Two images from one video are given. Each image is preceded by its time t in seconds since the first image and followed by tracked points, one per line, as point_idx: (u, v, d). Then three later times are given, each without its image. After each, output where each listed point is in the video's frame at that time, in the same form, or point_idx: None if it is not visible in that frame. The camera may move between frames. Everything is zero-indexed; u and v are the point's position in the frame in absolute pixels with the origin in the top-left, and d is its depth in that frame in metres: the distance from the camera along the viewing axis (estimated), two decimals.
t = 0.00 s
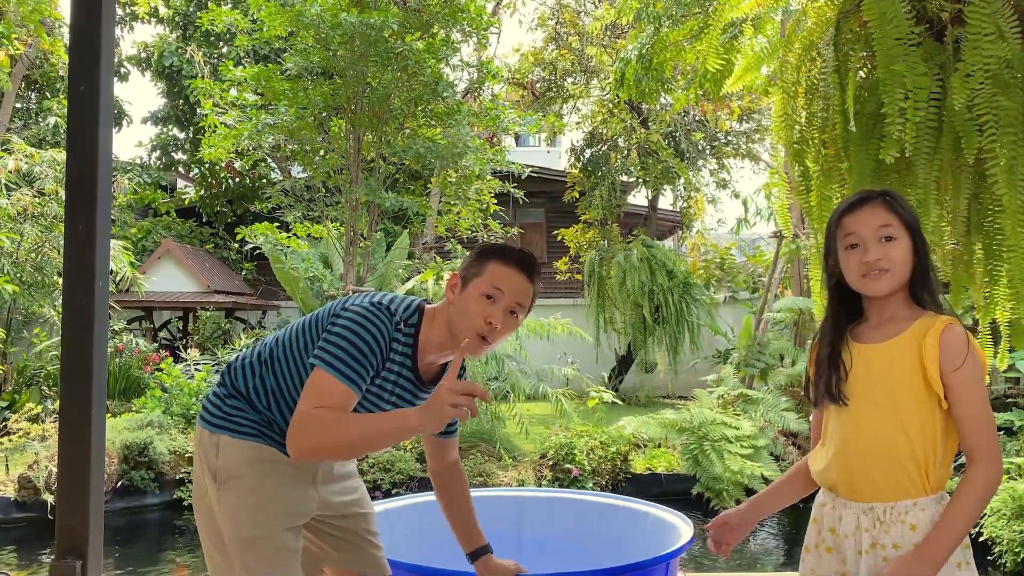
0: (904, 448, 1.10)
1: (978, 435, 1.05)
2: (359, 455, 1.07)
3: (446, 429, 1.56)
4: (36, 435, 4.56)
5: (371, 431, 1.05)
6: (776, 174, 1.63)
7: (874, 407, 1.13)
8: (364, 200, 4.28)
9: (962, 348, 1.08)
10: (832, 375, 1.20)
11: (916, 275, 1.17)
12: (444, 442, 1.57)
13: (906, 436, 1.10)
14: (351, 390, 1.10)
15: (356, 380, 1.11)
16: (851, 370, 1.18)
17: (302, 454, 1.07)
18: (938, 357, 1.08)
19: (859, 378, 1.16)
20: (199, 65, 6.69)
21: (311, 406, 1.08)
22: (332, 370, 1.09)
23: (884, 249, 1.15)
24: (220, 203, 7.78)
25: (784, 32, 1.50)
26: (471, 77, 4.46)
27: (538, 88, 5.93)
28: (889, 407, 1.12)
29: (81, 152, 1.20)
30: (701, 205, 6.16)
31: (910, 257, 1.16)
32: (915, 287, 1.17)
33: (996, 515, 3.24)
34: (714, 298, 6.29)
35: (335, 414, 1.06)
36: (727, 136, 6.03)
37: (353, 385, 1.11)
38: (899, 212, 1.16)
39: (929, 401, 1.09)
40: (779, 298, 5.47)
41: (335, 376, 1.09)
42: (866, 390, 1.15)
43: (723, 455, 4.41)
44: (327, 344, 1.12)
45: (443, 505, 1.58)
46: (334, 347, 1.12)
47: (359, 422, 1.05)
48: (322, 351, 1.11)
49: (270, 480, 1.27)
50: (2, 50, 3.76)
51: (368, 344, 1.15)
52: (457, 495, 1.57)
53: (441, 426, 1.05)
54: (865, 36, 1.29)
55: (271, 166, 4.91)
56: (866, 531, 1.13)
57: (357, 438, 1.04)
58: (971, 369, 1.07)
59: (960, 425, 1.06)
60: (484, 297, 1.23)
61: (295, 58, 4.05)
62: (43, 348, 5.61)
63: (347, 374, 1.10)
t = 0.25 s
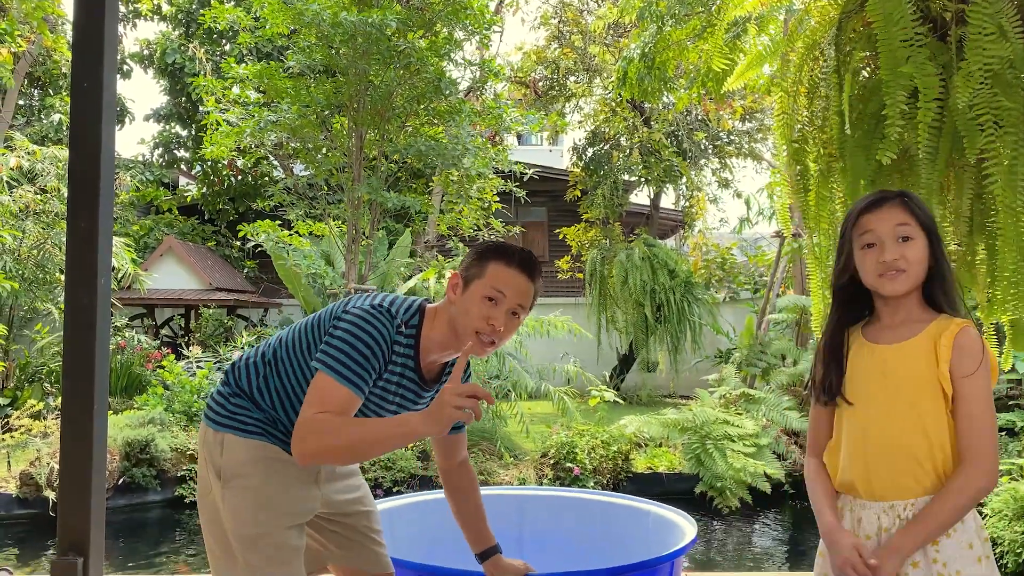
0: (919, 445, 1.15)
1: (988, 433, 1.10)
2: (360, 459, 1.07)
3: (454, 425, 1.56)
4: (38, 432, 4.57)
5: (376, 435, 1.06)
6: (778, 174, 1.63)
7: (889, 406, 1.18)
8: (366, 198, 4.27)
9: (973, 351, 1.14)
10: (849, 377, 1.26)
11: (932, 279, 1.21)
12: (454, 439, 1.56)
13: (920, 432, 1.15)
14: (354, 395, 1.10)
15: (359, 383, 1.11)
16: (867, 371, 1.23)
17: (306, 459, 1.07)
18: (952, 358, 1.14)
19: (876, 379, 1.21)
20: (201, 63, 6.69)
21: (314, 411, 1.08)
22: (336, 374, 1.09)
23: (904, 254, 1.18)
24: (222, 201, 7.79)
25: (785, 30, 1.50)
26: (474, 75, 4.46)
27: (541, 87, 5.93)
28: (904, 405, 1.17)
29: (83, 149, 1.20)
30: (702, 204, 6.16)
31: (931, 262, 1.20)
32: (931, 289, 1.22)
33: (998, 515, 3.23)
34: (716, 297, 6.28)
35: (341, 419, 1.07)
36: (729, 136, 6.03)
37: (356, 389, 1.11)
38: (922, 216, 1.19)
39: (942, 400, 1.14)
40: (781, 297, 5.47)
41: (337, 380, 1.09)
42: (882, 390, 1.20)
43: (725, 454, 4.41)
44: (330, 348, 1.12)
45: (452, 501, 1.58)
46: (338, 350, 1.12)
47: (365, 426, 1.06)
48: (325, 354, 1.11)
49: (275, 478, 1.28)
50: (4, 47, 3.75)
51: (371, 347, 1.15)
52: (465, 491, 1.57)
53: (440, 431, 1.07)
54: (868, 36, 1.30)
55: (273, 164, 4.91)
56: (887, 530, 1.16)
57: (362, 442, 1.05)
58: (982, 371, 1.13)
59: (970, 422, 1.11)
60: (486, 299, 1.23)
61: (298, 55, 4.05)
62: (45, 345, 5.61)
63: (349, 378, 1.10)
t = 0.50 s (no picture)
0: (921, 447, 1.15)
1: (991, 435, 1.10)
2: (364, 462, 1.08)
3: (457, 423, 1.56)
4: (41, 428, 4.57)
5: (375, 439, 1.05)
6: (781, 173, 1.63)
7: (893, 407, 1.18)
8: (370, 195, 4.27)
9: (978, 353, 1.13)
10: (856, 379, 1.25)
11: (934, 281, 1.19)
12: (457, 436, 1.57)
13: (923, 433, 1.15)
14: (356, 398, 1.10)
15: (360, 385, 1.11)
16: (873, 373, 1.22)
17: (311, 464, 1.07)
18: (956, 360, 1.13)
19: (881, 380, 1.20)
20: (205, 60, 6.69)
21: (317, 416, 1.08)
22: (338, 378, 1.09)
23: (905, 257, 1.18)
24: (225, 198, 7.79)
25: (791, 31, 1.51)
26: (477, 73, 4.45)
27: (545, 85, 5.92)
28: (907, 405, 1.17)
29: (87, 146, 1.20)
30: (706, 203, 6.16)
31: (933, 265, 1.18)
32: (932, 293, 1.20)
33: (1001, 516, 3.22)
34: (719, 296, 6.27)
35: (344, 423, 1.07)
36: (733, 134, 6.02)
37: (358, 392, 1.11)
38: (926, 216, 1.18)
39: (946, 401, 1.14)
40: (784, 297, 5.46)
41: (339, 383, 1.09)
42: (886, 391, 1.19)
43: (728, 453, 4.41)
44: (331, 351, 1.12)
45: (454, 497, 1.58)
46: (337, 354, 1.11)
47: (365, 430, 1.06)
48: (326, 357, 1.11)
49: (277, 476, 1.28)
50: (9, 43, 3.76)
51: (371, 349, 1.15)
52: (469, 487, 1.57)
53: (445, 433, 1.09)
54: (872, 36, 1.30)
55: (277, 161, 4.91)
56: (894, 530, 1.16)
57: (365, 447, 1.05)
58: (988, 372, 1.12)
59: (972, 424, 1.11)
60: (484, 298, 1.22)
61: (301, 52, 4.05)
62: (48, 341, 5.62)
63: (351, 380, 1.10)
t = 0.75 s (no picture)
0: (912, 443, 1.15)
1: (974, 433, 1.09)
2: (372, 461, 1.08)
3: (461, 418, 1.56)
4: (43, 423, 4.58)
5: (388, 436, 1.07)
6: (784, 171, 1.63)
7: (882, 405, 1.19)
8: (372, 192, 4.27)
9: (961, 350, 1.12)
10: (855, 378, 1.27)
11: (918, 279, 1.17)
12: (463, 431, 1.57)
13: (910, 430, 1.15)
14: (362, 394, 1.11)
15: (366, 383, 1.11)
16: (867, 371, 1.23)
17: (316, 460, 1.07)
18: (939, 359, 1.13)
19: (875, 378, 1.21)
20: (207, 56, 6.68)
21: (324, 413, 1.08)
22: (342, 375, 1.10)
23: (884, 256, 1.18)
24: (228, 194, 7.80)
25: (793, 29, 1.50)
26: (480, 70, 4.45)
27: (547, 82, 5.92)
28: (895, 404, 1.17)
29: (89, 143, 1.20)
30: (708, 201, 6.15)
31: (915, 264, 1.17)
32: (919, 291, 1.18)
33: (1002, 515, 3.21)
34: (721, 294, 6.27)
35: (348, 420, 1.07)
36: (736, 133, 6.01)
37: (364, 389, 1.11)
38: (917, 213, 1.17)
39: (931, 398, 1.14)
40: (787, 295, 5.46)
41: (345, 380, 1.09)
42: (876, 389, 1.20)
43: (730, 451, 4.40)
44: (337, 347, 1.12)
45: (459, 494, 1.58)
46: (343, 351, 1.11)
47: (372, 429, 1.06)
48: (330, 355, 1.11)
49: (281, 472, 1.28)
50: (13, 39, 3.76)
51: (375, 346, 1.15)
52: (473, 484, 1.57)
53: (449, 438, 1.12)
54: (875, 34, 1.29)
55: (280, 157, 4.92)
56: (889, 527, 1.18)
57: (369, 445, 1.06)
58: (971, 371, 1.11)
59: (954, 421, 1.10)
60: (485, 292, 1.23)
61: (304, 49, 4.04)
62: (51, 336, 5.63)
63: (357, 377, 1.10)
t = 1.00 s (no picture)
0: (887, 438, 1.19)
1: (940, 429, 1.12)
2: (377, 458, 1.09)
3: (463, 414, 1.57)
4: (46, 417, 4.60)
5: (389, 435, 1.07)
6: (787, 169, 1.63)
7: (863, 401, 1.23)
8: (375, 187, 4.26)
9: (926, 348, 1.15)
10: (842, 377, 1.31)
11: (891, 280, 1.21)
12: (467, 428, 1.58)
13: (886, 428, 1.19)
14: (367, 391, 1.11)
15: (372, 381, 1.12)
16: (849, 370, 1.27)
17: (322, 457, 1.08)
18: (906, 358, 1.17)
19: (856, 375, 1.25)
20: (209, 50, 6.67)
21: (331, 411, 1.09)
22: (347, 371, 1.10)
23: (863, 254, 1.22)
24: (230, 188, 7.79)
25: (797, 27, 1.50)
26: (483, 66, 4.44)
27: (550, 78, 5.91)
28: (871, 402, 1.21)
29: (94, 138, 1.20)
30: (710, 197, 6.14)
31: (890, 264, 1.21)
32: (898, 288, 1.21)
33: (1003, 513, 3.20)
34: (723, 291, 6.26)
35: (353, 419, 1.08)
36: (739, 129, 6.00)
37: (369, 386, 1.12)
38: (899, 213, 1.21)
39: (901, 396, 1.17)
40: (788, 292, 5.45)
41: (349, 376, 1.10)
42: (856, 387, 1.24)
43: (729, 447, 4.40)
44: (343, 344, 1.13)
45: (461, 490, 1.59)
46: (348, 348, 1.12)
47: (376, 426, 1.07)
48: (336, 352, 1.12)
49: (285, 466, 1.28)
50: (16, 33, 3.76)
51: (381, 344, 1.15)
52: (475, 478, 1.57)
53: (455, 431, 1.11)
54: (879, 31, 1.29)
55: (283, 152, 4.91)
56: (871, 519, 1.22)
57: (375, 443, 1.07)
58: (938, 368, 1.14)
59: (922, 419, 1.14)
60: (494, 295, 1.23)
61: (307, 44, 4.04)
62: (54, 330, 5.64)
63: (362, 374, 1.10)
